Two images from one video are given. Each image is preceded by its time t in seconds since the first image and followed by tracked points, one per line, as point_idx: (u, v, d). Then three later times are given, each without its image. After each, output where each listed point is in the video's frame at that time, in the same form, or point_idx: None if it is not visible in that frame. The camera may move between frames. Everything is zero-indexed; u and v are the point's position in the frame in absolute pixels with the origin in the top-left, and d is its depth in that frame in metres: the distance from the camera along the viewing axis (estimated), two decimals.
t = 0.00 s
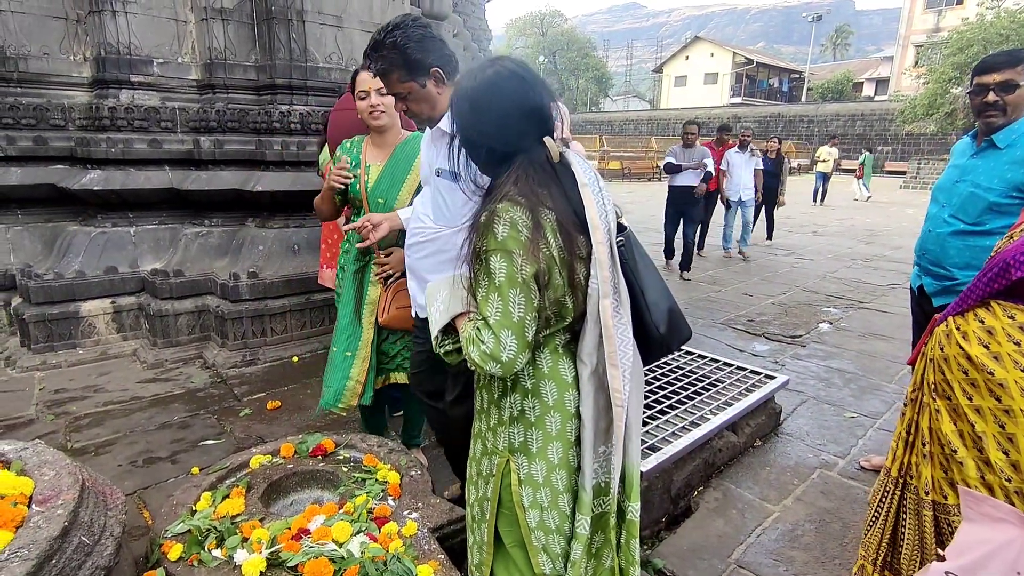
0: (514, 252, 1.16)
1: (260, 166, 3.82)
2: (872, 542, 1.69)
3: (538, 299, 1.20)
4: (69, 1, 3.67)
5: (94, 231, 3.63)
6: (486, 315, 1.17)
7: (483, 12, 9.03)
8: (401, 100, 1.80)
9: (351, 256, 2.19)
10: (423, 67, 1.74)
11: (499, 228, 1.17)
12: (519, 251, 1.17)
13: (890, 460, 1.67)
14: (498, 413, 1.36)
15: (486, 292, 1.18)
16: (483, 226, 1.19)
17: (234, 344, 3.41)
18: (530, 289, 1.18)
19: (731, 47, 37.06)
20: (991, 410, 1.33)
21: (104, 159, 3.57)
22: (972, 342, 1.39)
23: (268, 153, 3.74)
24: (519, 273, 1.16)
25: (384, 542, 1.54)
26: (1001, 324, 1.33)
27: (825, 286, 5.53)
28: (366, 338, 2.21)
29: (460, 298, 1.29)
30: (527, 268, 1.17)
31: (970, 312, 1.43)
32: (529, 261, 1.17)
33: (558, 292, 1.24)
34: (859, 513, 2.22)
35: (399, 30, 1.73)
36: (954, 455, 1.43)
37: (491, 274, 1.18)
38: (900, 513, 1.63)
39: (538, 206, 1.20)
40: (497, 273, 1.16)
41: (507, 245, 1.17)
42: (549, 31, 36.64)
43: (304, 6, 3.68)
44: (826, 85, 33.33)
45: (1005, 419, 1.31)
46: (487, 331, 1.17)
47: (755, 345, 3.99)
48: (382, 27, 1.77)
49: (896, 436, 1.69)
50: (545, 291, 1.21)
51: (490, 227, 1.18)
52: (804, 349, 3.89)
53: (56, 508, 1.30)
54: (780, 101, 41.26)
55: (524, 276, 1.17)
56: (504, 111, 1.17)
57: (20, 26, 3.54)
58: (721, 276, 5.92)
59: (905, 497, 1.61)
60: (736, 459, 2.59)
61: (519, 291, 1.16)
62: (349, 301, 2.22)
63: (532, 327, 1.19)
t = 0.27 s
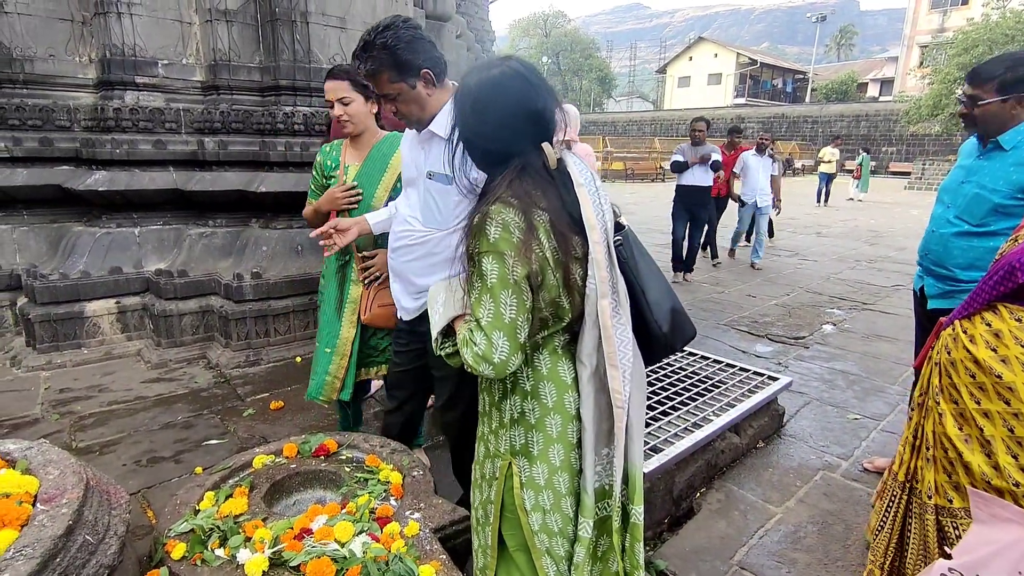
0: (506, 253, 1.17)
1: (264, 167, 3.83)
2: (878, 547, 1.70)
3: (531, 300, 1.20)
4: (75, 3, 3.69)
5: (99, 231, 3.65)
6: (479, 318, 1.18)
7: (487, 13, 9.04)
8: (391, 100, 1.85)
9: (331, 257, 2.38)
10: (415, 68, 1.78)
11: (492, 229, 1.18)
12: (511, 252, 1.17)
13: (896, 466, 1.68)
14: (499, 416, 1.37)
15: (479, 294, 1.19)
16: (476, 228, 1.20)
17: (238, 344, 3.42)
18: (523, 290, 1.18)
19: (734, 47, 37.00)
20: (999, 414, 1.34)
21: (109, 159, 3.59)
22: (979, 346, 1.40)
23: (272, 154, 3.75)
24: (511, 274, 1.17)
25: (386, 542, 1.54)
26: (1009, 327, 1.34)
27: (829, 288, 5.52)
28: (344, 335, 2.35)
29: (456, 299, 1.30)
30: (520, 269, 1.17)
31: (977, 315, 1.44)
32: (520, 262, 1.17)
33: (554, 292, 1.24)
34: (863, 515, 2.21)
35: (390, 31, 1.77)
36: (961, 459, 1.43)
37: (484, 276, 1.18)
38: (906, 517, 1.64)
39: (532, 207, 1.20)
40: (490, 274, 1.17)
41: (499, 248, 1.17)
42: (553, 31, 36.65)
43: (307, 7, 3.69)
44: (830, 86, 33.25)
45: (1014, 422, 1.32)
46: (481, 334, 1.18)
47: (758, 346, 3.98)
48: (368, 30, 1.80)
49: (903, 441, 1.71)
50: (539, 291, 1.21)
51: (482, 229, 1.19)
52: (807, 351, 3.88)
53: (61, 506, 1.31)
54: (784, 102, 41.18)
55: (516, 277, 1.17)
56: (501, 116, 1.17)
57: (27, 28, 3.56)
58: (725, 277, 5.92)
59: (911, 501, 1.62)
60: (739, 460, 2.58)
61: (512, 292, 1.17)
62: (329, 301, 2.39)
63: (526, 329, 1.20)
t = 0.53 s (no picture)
0: (491, 256, 1.22)
1: (270, 167, 3.85)
2: (885, 553, 1.72)
3: (518, 304, 1.24)
4: (84, 4, 3.72)
5: (107, 231, 3.70)
6: (467, 321, 1.24)
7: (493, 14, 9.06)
8: (367, 106, 1.82)
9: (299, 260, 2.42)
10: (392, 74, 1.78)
11: (478, 232, 1.23)
12: (496, 255, 1.22)
13: (905, 470, 1.71)
14: (498, 419, 1.42)
15: (467, 298, 1.25)
16: (465, 231, 1.25)
17: (244, 344, 3.44)
18: (508, 293, 1.22)
19: (741, 49, 36.91)
20: (1011, 419, 1.38)
21: (117, 160, 3.62)
22: (990, 351, 1.43)
23: (279, 155, 3.76)
24: (496, 277, 1.21)
25: (391, 542, 1.55)
26: (1021, 332, 1.38)
27: (836, 290, 5.50)
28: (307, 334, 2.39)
29: (454, 306, 1.36)
30: (504, 272, 1.21)
31: (988, 320, 1.48)
32: (506, 265, 1.22)
33: (545, 296, 1.27)
34: (869, 519, 2.21)
35: (366, 38, 1.74)
36: (972, 463, 1.47)
37: (472, 278, 1.24)
38: (913, 523, 1.67)
39: (520, 211, 1.24)
40: (476, 277, 1.23)
41: (485, 250, 1.23)
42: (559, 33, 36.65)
43: (314, 8, 3.71)
44: (837, 88, 33.14)
45: None
46: (468, 337, 1.24)
47: (763, 349, 3.97)
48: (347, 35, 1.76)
49: (910, 446, 1.74)
50: (528, 295, 1.25)
51: (470, 232, 1.24)
52: (813, 354, 3.87)
53: (69, 504, 1.32)
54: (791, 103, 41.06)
55: (501, 280, 1.22)
56: (486, 116, 1.25)
57: (37, 29, 3.60)
58: (730, 279, 5.91)
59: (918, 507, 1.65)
60: (744, 463, 2.58)
61: (496, 294, 1.21)
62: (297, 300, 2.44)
63: (512, 332, 1.24)
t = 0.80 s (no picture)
0: (477, 248, 1.33)
1: (278, 168, 3.87)
2: (897, 560, 1.73)
3: (500, 295, 1.36)
4: (96, 6, 3.75)
5: (117, 230, 3.72)
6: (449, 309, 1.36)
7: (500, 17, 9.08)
8: (336, 123, 1.82)
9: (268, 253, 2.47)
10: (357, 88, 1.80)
11: (470, 226, 1.35)
12: (482, 247, 1.33)
13: (917, 477, 1.72)
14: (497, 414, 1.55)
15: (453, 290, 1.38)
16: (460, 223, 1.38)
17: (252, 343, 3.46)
18: (488, 283, 1.33)
19: (749, 50, 36.81)
20: None
21: (128, 160, 3.64)
22: (1004, 359, 1.42)
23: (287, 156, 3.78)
24: (477, 267, 1.33)
25: (398, 542, 1.55)
26: None
27: (843, 293, 5.48)
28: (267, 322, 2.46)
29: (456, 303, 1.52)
30: (485, 263, 1.33)
31: (1001, 328, 1.47)
32: (489, 255, 1.33)
33: (530, 291, 1.38)
34: (876, 523, 2.20)
35: (329, 55, 1.75)
36: (985, 472, 1.46)
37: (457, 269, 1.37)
38: (926, 530, 1.68)
39: (513, 209, 1.35)
40: (461, 267, 1.35)
41: (473, 241, 1.34)
42: (566, 34, 36.65)
43: (323, 10, 3.73)
44: (845, 90, 32.99)
45: None
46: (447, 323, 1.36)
47: (770, 352, 3.96)
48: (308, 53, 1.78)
49: (922, 454, 1.75)
50: (512, 290, 1.37)
51: (463, 227, 1.36)
52: (820, 357, 3.86)
53: (81, 501, 1.34)
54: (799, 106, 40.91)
55: (482, 271, 1.33)
56: (497, 124, 1.35)
57: (49, 31, 3.64)
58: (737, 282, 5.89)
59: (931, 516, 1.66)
60: (751, 466, 2.57)
61: (476, 284, 1.33)
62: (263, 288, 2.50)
63: (489, 322, 1.34)
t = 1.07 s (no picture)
0: (493, 228, 1.45)
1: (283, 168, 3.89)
2: (906, 565, 1.71)
3: (508, 275, 1.47)
4: (103, 7, 3.77)
5: (123, 230, 3.74)
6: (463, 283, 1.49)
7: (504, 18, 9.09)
8: (342, 166, 1.77)
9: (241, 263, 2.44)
10: (362, 129, 1.74)
11: (492, 208, 1.48)
12: (497, 228, 1.45)
13: (925, 483, 1.70)
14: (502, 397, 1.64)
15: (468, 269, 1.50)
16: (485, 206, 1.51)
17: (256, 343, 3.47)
18: (497, 262, 1.45)
19: (753, 52, 36.74)
20: None
21: (134, 160, 3.67)
22: (1014, 364, 1.44)
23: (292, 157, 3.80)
24: (491, 246, 1.46)
25: (402, 542, 1.56)
26: None
27: (848, 295, 5.46)
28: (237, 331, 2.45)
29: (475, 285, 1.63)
30: (497, 242, 1.45)
31: (1010, 333, 1.49)
32: (501, 236, 1.45)
33: (536, 274, 1.46)
34: (880, 526, 2.19)
35: (336, 100, 1.69)
36: (994, 478, 1.47)
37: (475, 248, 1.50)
38: (935, 537, 1.66)
39: (532, 197, 1.45)
40: (478, 244, 1.48)
41: (491, 222, 1.47)
42: (570, 36, 36.65)
43: (328, 12, 3.75)
44: (850, 91, 32.89)
45: None
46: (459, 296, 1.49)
47: (774, 354, 3.95)
48: (315, 98, 1.69)
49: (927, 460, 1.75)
50: (519, 272, 1.47)
51: (486, 210, 1.49)
52: (824, 359, 3.85)
53: (88, 498, 1.35)
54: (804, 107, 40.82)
55: (494, 250, 1.45)
56: (536, 120, 1.43)
57: (57, 32, 3.66)
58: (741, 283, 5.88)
59: (939, 521, 1.65)
60: (754, 468, 2.57)
61: (488, 262, 1.45)
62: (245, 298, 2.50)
63: (495, 298, 1.46)
